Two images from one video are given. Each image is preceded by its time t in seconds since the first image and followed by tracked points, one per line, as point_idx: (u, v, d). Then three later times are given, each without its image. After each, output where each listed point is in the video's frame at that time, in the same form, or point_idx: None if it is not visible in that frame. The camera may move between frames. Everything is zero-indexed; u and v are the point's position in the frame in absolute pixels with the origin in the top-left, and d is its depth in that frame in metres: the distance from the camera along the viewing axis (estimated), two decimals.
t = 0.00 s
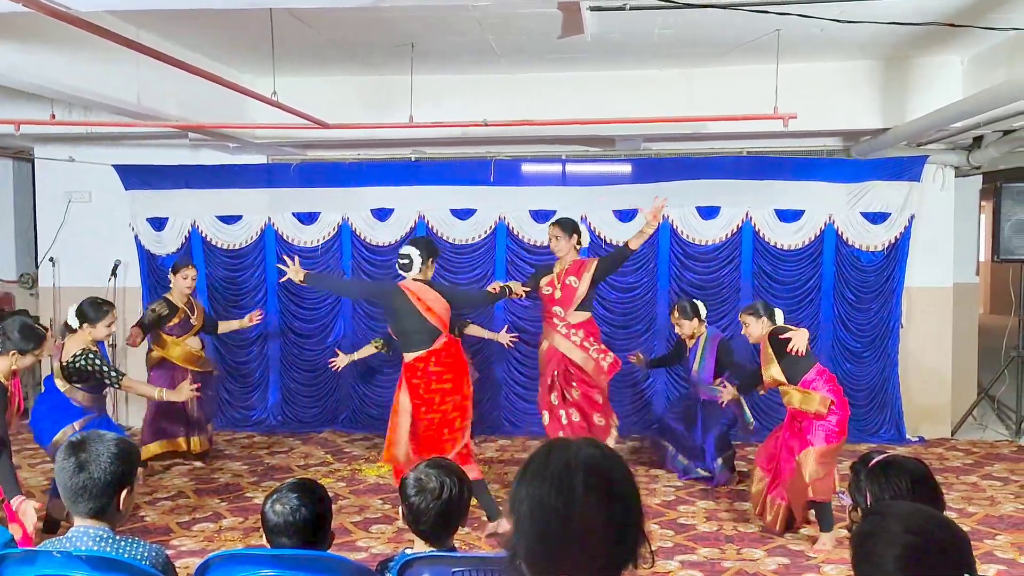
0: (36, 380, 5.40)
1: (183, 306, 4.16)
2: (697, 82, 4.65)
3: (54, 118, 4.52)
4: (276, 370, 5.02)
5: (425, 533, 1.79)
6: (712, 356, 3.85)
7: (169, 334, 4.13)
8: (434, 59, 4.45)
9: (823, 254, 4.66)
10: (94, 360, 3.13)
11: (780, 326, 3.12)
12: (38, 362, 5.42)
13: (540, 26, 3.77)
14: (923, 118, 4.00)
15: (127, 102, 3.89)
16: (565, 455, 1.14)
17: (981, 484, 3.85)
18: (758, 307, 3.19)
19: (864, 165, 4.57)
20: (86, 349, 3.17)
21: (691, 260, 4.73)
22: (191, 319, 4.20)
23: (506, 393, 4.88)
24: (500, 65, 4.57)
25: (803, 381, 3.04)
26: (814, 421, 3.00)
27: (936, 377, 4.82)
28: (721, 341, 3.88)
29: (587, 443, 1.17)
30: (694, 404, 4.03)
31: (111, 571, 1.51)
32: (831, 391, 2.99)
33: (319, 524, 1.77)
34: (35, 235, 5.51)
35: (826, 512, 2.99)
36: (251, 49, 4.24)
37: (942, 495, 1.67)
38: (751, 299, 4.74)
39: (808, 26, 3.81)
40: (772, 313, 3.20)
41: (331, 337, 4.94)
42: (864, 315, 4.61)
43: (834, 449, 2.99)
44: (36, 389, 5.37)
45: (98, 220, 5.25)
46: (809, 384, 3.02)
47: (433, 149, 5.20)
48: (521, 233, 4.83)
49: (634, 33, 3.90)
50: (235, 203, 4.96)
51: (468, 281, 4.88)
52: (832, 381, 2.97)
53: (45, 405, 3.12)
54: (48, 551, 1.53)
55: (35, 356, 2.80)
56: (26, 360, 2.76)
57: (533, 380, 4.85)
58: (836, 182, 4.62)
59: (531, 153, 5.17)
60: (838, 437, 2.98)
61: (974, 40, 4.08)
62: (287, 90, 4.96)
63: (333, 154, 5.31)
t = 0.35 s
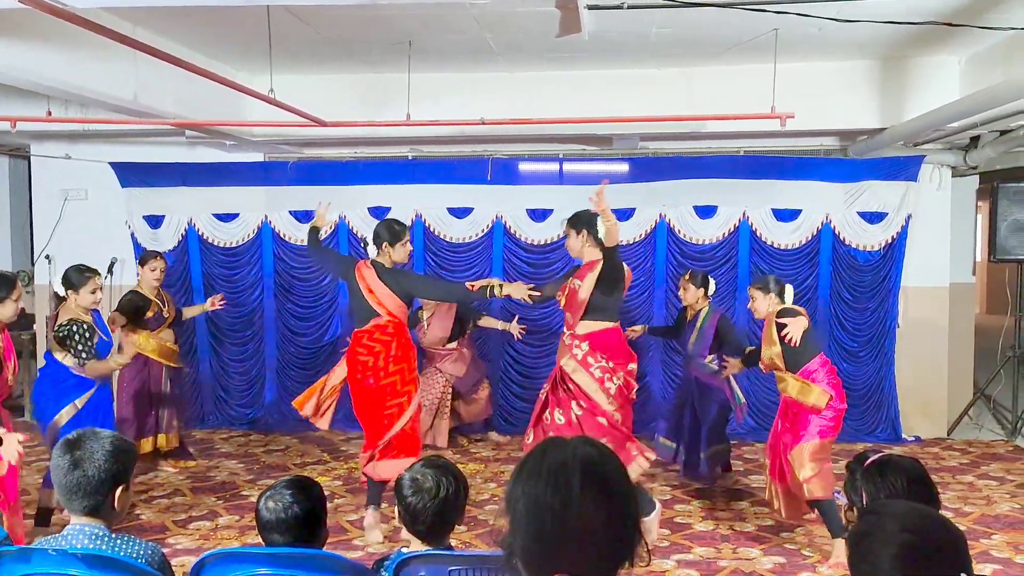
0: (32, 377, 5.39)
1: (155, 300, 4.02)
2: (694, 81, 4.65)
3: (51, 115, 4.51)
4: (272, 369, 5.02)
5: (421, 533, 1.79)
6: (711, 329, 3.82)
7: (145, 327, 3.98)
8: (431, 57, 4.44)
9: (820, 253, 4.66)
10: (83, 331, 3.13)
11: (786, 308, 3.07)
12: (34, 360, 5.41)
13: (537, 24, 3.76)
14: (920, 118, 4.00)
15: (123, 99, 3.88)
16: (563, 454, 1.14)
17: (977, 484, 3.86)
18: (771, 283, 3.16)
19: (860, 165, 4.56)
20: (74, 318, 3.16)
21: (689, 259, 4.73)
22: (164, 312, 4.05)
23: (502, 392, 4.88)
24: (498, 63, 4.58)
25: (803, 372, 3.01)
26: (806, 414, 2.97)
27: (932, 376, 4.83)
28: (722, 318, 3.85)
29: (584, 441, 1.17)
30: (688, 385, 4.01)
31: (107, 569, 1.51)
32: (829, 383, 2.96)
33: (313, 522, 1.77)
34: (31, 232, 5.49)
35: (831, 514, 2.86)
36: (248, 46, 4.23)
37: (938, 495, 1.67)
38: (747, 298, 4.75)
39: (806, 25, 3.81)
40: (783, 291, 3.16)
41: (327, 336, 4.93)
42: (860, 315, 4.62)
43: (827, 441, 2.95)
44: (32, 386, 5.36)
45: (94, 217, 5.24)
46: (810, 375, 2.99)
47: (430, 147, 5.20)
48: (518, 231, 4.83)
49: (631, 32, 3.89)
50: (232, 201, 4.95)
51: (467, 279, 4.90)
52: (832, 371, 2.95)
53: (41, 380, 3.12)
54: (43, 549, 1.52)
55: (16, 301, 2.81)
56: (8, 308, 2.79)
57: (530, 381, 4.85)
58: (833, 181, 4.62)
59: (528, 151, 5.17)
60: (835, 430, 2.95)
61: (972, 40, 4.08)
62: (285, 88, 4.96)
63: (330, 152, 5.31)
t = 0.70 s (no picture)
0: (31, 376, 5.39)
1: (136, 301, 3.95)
2: (693, 80, 4.65)
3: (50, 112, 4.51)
4: (271, 367, 5.01)
5: (420, 533, 1.79)
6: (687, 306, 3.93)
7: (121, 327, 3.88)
8: (430, 56, 4.44)
9: (818, 253, 4.66)
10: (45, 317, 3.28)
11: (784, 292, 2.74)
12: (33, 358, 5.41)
13: (536, 23, 3.76)
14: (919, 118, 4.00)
15: (122, 97, 3.88)
16: (562, 452, 1.14)
17: (976, 483, 3.86)
18: (775, 258, 2.80)
19: (859, 164, 4.59)
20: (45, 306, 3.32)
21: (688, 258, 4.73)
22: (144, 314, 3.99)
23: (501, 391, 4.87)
24: (496, 62, 4.58)
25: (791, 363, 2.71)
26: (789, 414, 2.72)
27: (931, 376, 4.84)
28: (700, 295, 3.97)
29: (583, 441, 1.17)
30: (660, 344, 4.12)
31: (106, 568, 1.51)
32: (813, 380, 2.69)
33: (313, 521, 1.77)
34: (29, 230, 5.48)
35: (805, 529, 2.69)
36: (247, 45, 4.24)
37: (937, 495, 1.67)
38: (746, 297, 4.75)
39: (805, 24, 3.81)
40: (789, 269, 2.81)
41: (326, 335, 4.92)
42: (859, 314, 4.62)
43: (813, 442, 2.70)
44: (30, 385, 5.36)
45: (93, 215, 5.24)
46: (798, 369, 2.69)
47: (429, 146, 5.20)
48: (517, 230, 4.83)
49: (630, 31, 3.90)
50: (231, 199, 4.95)
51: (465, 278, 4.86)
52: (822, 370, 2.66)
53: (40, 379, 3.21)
54: (41, 548, 1.52)
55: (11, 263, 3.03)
56: (8, 266, 3.01)
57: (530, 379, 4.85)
58: (832, 180, 4.63)
59: (527, 150, 5.17)
60: (823, 431, 2.71)
61: (971, 39, 4.08)
62: (283, 86, 4.95)
63: (329, 151, 5.31)
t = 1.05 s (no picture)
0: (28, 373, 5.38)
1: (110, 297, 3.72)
2: (691, 78, 4.65)
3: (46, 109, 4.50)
4: (268, 365, 5.00)
5: (418, 529, 1.78)
6: (657, 300, 4.12)
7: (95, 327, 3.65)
8: (427, 52, 4.43)
9: (817, 250, 4.66)
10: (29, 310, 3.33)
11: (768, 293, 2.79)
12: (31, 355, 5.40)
13: (534, 19, 3.75)
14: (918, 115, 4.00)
15: (119, 92, 3.87)
16: (560, 447, 1.13)
17: (973, 481, 3.87)
18: (760, 256, 2.84)
19: (857, 162, 4.58)
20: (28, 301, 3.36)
21: (686, 256, 4.73)
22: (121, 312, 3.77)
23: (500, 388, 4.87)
24: (494, 59, 4.57)
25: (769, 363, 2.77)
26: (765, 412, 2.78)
27: (929, 374, 4.84)
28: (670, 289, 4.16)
29: (581, 435, 1.16)
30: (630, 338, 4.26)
31: (103, 563, 1.50)
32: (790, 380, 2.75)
33: (311, 518, 1.77)
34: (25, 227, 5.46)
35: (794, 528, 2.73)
36: (244, 41, 4.23)
37: (935, 491, 1.67)
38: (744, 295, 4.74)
39: (804, 21, 3.81)
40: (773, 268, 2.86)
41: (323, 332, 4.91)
42: (858, 312, 4.62)
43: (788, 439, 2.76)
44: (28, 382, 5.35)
45: (91, 212, 5.23)
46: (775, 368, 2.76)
47: (427, 143, 5.19)
48: (515, 227, 4.82)
49: (628, 27, 3.89)
50: (229, 196, 4.94)
51: (463, 276, 4.87)
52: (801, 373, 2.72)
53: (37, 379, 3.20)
54: (38, 543, 1.51)
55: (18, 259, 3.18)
56: (12, 262, 3.17)
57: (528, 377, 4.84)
58: (831, 178, 4.62)
59: (525, 147, 5.17)
60: (799, 431, 2.77)
61: (970, 37, 4.08)
62: (281, 83, 4.94)
63: (327, 148, 5.30)
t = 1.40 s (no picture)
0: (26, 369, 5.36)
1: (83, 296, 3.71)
2: (690, 75, 4.65)
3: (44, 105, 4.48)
4: (266, 362, 5.00)
5: (419, 526, 1.78)
6: (640, 294, 4.14)
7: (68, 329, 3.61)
8: (426, 49, 4.42)
9: (816, 248, 4.66)
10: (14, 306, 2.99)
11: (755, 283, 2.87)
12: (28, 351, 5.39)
13: (533, 15, 3.74)
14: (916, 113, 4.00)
15: (116, 88, 3.86)
16: (559, 445, 1.13)
17: (971, 478, 3.87)
18: (746, 248, 2.90)
19: (857, 159, 4.58)
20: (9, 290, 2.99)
21: (685, 253, 4.72)
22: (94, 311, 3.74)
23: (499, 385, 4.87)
24: (493, 55, 4.57)
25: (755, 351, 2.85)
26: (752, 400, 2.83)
27: (926, 371, 4.84)
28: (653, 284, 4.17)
29: (581, 432, 1.16)
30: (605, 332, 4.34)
31: (100, 561, 1.50)
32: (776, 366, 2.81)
33: (309, 515, 1.76)
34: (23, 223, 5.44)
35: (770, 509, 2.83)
36: (242, 37, 4.22)
37: (933, 488, 1.67)
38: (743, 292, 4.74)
39: (803, 18, 3.80)
40: (759, 258, 2.92)
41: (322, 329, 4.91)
42: (856, 309, 4.62)
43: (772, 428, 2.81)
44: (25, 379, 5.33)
45: (88, 209, 5.21)
46: (762, 356, 2.82)
47: (426, 140, 5.18)
48: (514, 224, 4.82)
49: (627, 24, 3.88)
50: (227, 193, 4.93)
51: (462, 272, 4.86)
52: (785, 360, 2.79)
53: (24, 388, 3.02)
54: (35, 540, 1.51)
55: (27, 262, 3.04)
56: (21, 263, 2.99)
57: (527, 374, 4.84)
58: (829, 175, 4.63)
59: (524, 144, 5.17)
60: (779, 418, 2.82)
61: (969, 34, 4.08)
62: (279, 79, 4.93)
63: (326, 145, 5.29)
